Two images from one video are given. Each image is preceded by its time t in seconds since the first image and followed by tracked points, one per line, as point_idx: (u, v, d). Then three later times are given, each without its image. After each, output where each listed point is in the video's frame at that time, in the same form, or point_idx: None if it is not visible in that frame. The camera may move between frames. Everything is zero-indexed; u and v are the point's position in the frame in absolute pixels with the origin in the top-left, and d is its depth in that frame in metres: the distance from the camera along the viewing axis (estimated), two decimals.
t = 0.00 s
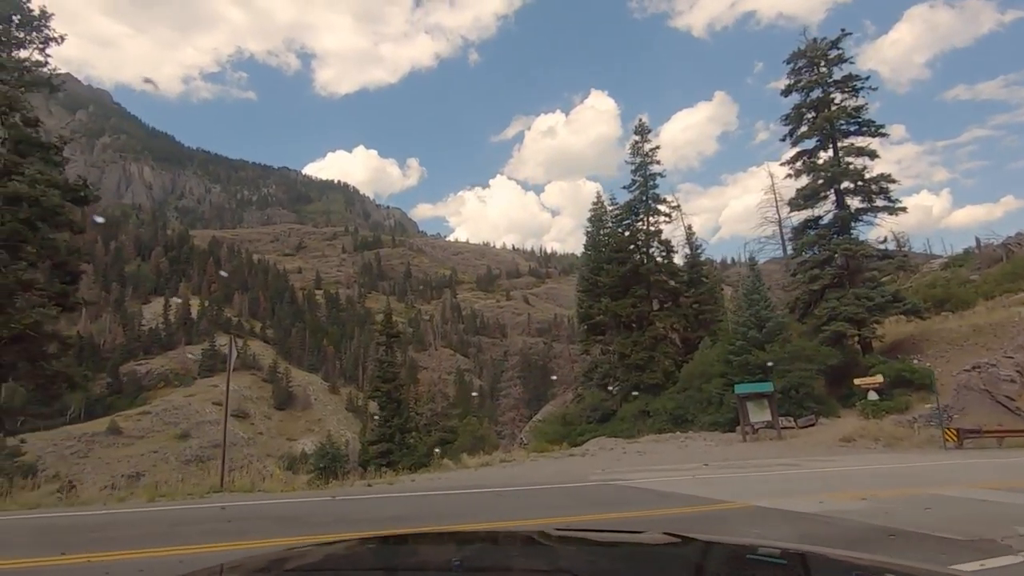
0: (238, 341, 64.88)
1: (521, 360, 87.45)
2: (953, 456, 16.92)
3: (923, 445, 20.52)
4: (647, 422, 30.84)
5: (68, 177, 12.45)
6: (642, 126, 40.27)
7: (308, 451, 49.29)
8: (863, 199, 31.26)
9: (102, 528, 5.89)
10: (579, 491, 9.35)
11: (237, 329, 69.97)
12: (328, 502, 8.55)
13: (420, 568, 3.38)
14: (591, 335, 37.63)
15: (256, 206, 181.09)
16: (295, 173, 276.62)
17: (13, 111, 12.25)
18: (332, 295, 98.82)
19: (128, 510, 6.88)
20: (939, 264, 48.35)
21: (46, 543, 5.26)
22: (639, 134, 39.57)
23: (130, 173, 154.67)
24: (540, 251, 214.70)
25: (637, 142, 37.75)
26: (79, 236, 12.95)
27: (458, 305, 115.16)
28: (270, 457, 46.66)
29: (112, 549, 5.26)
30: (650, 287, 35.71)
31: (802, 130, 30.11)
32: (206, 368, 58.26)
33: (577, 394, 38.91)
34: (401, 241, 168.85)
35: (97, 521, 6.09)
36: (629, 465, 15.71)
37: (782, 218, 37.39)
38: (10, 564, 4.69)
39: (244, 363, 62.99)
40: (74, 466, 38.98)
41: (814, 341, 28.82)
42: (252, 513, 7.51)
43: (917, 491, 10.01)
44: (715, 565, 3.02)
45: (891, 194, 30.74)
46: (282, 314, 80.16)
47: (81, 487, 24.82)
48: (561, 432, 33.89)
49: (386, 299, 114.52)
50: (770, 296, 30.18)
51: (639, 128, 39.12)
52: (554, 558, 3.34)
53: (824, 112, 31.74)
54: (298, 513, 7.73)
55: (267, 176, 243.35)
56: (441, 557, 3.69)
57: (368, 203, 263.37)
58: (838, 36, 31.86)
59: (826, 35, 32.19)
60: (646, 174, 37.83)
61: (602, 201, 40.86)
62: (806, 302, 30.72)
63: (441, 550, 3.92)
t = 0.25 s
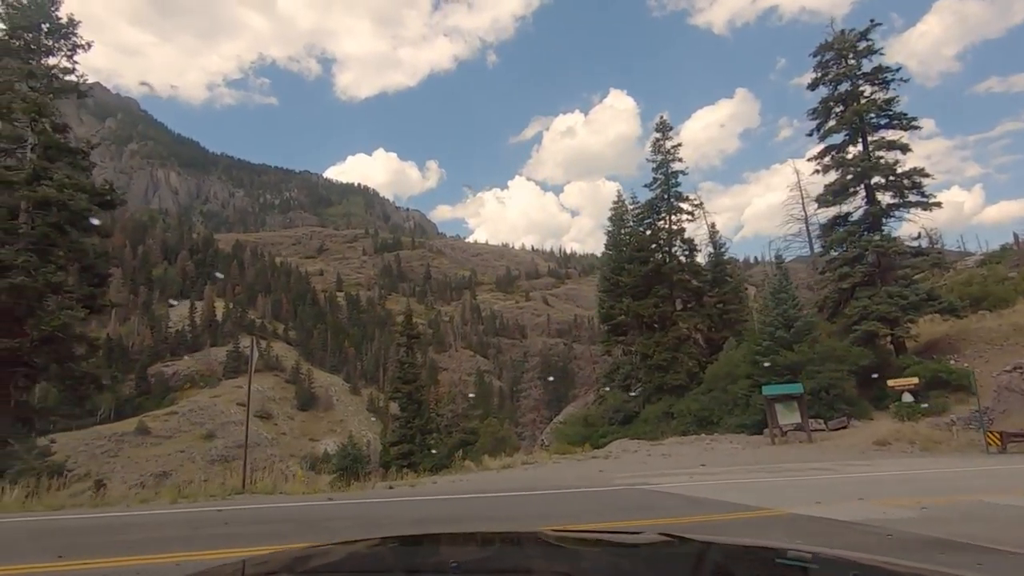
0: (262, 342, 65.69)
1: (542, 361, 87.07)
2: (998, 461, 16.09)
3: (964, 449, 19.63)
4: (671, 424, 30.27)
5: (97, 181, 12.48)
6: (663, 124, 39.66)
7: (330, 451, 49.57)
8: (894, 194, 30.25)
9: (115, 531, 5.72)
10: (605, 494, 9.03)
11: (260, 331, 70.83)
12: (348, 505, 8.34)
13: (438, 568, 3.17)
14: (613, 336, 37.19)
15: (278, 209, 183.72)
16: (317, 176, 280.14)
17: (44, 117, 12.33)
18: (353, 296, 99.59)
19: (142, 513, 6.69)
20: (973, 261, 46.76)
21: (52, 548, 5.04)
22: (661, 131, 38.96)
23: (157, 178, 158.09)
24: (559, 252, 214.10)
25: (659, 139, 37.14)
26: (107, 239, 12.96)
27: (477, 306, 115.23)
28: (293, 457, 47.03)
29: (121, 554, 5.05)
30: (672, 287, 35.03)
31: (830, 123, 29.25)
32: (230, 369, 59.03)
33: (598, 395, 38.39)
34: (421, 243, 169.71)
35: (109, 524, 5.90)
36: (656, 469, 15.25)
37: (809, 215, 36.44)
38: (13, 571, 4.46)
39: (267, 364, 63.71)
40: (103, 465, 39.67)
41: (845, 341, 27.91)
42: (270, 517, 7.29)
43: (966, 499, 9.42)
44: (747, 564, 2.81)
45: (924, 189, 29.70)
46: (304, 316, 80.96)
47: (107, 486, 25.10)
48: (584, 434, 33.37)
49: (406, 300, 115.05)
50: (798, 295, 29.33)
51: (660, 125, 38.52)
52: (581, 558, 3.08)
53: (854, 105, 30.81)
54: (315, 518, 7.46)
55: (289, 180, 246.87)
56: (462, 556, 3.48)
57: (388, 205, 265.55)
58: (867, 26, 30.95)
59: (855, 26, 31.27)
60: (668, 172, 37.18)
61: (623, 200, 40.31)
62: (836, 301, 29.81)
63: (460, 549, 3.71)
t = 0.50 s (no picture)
0: (284, 343, 66.46)
1: (561, 361, 86.69)
2: None
3: (1002, 452, 18.84)
4: (695, 425, 29.81)
5: (121, 184, 12.59)
6: (683, 120, 39.08)
7: (352, 451, 49.96)
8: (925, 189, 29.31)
9: (136, 534, 5.67)
10: (631, 497, 8.80)
11: (282, 332, 71.62)
12: (369, 508, 8.21)
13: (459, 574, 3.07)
14: (634, 335, 36.74)
15: (299, 211, 186.01)
16: (337, 178, 283.11)
17: (70, 120, 12.46)
18: (373, 297, 100.39)
19: (166, 515, 6.66)
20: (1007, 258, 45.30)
21: (74, 552, 5.00)
22: (681, 128, 38.41)
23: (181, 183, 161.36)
24: (578, 252, 213.49)
25: (679, 135, 36.58)
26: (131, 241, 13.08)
27: (496, 306, 115.29)
28: (315, 457, 47.47)
29: (139, 559, 4.95)
30: (694, 285, 34.41)
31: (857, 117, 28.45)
32: (254, 370, 59.77)
33: (620, 395, 37.94)
34: (440, 244, 170.45)
35: (130, 527, 5.85)
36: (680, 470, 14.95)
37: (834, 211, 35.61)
38: None
39: (289, 365, 64.41)
40: (132, 464, 40.42)
41: (874, 340, 27.08)
42: (292, 519, 7.23)
43: (1012, 505, 8.95)
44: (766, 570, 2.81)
45: (956, 183, 28.73)
46: (325, 317, 81.75)
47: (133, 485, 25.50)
48: (605, 435, 32.97)
49: (426, 301, 115.58)
50: (824, 292, 28.58)
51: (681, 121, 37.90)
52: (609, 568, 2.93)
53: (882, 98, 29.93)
54: (336, 521, 7.33)
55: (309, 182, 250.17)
56: (485, 561, 3.37)
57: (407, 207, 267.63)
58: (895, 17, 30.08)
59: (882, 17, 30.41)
60: (689, 169, 36.62)
61: (643, 198, 39.86)
62: (864, 299, 28.99)
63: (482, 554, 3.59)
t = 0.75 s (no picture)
0: (305, 344, 67.20)
1: (582, 361, 86.16)
2: None
3: None
4: (718, 425, 29.24)
5: (143, 186, 12.71)
6: (704, 116, 38.42)
7: (373, 450, 50.25)
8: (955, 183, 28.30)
9: (155, 537, 5.58)
10: (657, 497, 8.54)
11: (303, 333, 72.42)
12: (389, 509, 8.08)
13: (480, 572, 2.98)
14: (656, 334, 36.25)
15: (320, 214, 188.19)
16: (357, 181, 285.91)
17: (93, 123, 12.60)
18: (393, 298, 101.04)
19: (187, 517, 6.60)
20: None
21: (94, 553, 4.94)
22: (702, 123, 37.75)
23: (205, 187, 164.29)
24: (598, 251, 212.39)
25: (701, 131, 35.96)
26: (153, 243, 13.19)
27: (516, 306, 115.13)
28: (337, 457, 47.84)
29: (156, 562, 4.85)
30: (717, 283, 33.74)
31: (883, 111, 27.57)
32: (276, 370, 60.50)
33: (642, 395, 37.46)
34: (459, 244, 170.92)
35: (149, 528, 5.78)
36: (706, 471, 14.57)
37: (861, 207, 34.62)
38: None
39: (311, 365, 65.03)
40: (160, 463, 41.20)
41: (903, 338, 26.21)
42: (313, 521, 7.13)
43: None
44: None
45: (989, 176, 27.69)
46: (346, 318, 82.47)
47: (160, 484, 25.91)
48: (627, 435, 32.57)
49: (445, 301, 115.97)
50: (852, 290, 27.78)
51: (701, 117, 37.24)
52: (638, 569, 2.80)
53: (909, 90, 29.00)
54: (357, 523, 7.21)
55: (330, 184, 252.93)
56: (504, 557, 3.28)
57: (426, 208, 269.06)
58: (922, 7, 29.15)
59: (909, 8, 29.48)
60: (711, 166, 35.97)
61: (664, 195, 39.32)
62: (892, 296, 28.11)
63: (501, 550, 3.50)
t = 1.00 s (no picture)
0: (329, 344, 67.82)
1: (604, 360, 85.42)
2: None
3: None
4: (744, 424, 28.48)
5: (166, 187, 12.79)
6: (728, 111, 37.61)
7: (396, 449, 50.50)
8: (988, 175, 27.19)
9: (179, 539, 5.49)
10: (685, 497, 8.28)
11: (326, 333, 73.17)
12: (412, 509, 7.94)
13: (506, 565, 3.09)
14: (680, 332, 35.62)
15: (342, 215, 190.23)
16: (378, 182, 288.16)
17: (117, 125, 12.71)
18: (415, 298, 101.59)
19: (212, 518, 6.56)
20: None
21: (125, 552, 4.97)
22: (725, 118, 36.96)
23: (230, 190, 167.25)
24: (619, 250, 210.78)
25: (724, 125, 35.19)
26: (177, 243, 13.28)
27: (536, 305, 114.77)
28: (361, 456, 48.19)
29: (178, 564, 4.77)
30: (741, 281, 32.91)
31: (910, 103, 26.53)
32: (300, 370, 61.18)
33: (665, 394, 36.83)
34: (480, 243, 171.15)
35: (172, 531, 5.69)
36: (732, 472, 14.12)
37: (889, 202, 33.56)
38: None
39: (334, 365, 65.61)
40: (186, 462, 41.97)
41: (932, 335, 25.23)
42: (338, 518, 7.07)
43: None
44: None
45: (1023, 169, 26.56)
46: (368, 318, 83.10)
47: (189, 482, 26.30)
48: (651, 434, 31.98)
49: (467, 301, 116.17)
50: (881, 286, 26.89)
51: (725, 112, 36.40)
52: (650, 568, 2.93)
53: (938, 82, 27.87)
54: (380, 524, 7.08)
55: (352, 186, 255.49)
56: (526, 550, 3.38)
57: (447, 208, 270.17)
58: None
59: None
60: (734, 161, 35.19)
61: (687, 192, 38.65)
62: (923, 292, 27.13)
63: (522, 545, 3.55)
